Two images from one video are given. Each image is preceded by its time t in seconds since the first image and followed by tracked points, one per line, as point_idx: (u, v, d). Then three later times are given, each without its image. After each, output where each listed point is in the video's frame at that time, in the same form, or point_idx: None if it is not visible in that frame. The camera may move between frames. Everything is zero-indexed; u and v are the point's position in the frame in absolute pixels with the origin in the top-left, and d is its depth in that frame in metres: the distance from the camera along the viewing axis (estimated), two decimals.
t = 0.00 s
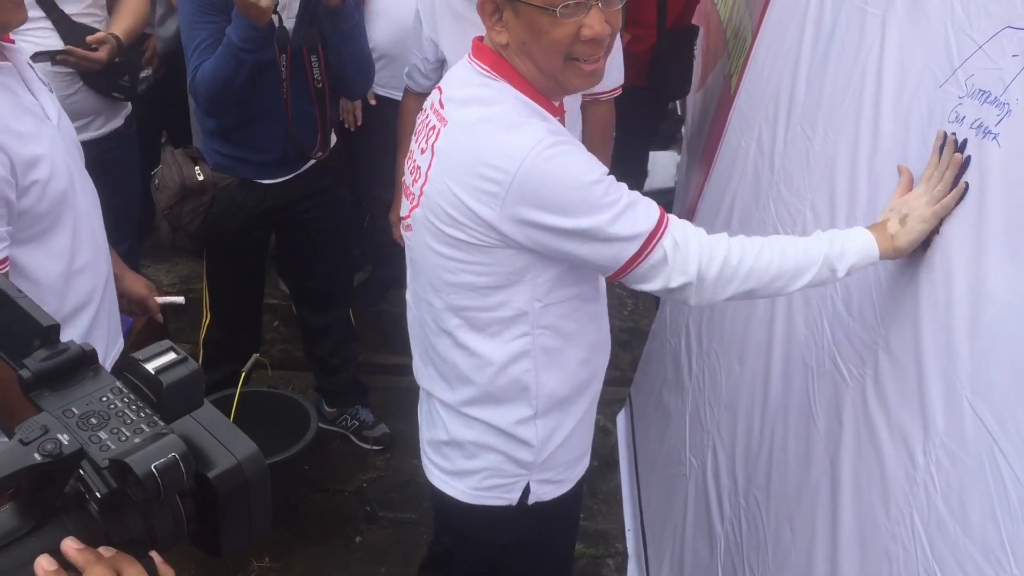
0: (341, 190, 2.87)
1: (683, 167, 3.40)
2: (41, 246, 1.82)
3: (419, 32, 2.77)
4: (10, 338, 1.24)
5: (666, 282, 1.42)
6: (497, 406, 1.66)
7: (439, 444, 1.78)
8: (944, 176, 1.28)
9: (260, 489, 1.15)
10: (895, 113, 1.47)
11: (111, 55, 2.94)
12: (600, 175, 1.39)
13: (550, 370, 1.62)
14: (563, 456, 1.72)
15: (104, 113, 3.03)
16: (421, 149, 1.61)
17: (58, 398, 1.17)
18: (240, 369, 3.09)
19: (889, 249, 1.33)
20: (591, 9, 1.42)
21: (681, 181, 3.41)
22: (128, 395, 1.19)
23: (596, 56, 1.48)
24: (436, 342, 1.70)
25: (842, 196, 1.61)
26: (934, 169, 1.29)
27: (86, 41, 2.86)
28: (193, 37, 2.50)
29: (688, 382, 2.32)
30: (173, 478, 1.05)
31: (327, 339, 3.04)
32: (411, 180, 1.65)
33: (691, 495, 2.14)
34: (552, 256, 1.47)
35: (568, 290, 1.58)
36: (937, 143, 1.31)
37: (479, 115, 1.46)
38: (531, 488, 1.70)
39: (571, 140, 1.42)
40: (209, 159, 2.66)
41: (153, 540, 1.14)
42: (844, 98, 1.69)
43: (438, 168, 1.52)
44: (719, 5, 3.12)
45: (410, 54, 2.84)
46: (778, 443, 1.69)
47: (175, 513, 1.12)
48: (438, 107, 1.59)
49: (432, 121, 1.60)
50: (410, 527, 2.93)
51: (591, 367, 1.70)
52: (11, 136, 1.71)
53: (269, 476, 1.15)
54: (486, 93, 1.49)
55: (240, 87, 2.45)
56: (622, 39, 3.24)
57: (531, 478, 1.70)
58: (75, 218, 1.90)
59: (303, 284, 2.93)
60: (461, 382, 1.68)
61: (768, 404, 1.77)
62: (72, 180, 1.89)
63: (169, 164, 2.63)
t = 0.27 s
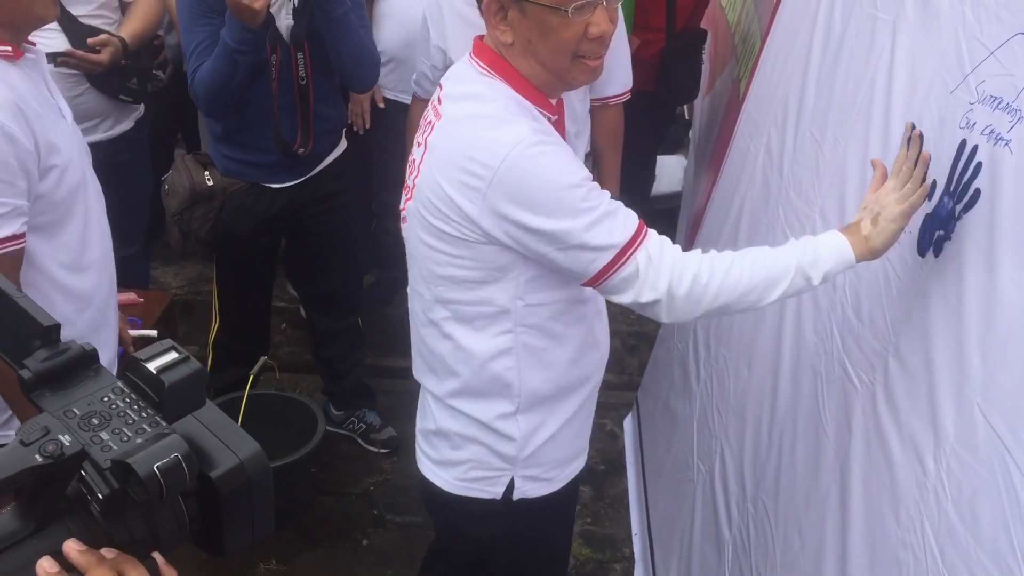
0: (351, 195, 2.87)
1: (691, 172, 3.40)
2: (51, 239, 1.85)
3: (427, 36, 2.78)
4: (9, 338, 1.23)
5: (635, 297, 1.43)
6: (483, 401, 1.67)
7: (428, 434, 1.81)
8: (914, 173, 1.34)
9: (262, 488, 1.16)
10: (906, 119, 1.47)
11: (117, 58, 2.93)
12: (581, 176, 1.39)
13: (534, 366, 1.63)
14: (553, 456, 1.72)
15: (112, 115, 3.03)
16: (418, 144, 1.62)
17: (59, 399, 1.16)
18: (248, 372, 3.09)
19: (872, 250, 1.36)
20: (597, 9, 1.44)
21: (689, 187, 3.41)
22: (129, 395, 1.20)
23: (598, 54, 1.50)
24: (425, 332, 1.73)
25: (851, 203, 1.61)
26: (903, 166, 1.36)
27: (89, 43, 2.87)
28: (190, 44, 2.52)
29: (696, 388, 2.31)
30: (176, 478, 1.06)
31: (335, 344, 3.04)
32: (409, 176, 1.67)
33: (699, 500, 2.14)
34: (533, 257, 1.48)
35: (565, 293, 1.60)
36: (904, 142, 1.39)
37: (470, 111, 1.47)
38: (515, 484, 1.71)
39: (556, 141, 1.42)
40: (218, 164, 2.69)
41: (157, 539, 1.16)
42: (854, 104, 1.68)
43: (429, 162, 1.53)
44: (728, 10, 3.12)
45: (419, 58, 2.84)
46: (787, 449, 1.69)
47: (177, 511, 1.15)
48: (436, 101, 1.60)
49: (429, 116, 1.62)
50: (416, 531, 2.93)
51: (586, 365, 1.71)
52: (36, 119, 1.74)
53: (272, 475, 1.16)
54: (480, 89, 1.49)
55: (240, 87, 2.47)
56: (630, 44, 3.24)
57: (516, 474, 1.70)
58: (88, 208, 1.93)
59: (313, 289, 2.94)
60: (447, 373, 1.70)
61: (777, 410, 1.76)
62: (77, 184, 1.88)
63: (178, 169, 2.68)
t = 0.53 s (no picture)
0: (359, 198, 2.88)
1: (699, 175, 3.40)
2: (66, 228, 1.96)
3: (435, 39, 2.78)
4: (8, 338, 1.25)
5: (552, 328, 1.35)
6: (470, 396, 1.68)
7: (420, 423, 1.82)
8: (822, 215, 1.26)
9: (258, 489, 1.21)
10: (915, 124, 1.47)
11: (127, 59, 2.95)
12: (541, 195, 1.33)
13: (518, 361, 1.62)
14: (540, 455, 1.71)
15: (124, 116, 3.04)
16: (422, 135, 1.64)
17: (53, 400, 1.19)
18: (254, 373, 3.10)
19: (791, 294, 1.27)
20: (611, 9, 1.48)
21: (696, 190, 3.40)
22: (124, 395, 1.22)
23: (607, 54, 1.53)
24: (419, 318, 1.76)
25: (860, 208, 1.61)
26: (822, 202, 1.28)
27: (100, 44, 2.88)
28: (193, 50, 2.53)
29: (702, 393, 2.31)
30: (170, 479, 1.09)
31: (341, 346, 3.05)
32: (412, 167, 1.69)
33: (705, 504, 2.13)
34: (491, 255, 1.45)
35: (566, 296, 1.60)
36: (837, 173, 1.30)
37: (468, 104, 1.48)
38: (499, 479, 1.71)
39: (538, 143, 1.40)
40: (226, 167, 2.69)
41: (152, 540, 1.19)
42: (863, 109, 1.68)
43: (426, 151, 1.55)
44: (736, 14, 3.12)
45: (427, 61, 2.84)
46: (795, 454, 1.68)
47: (172, 513, 1.18)
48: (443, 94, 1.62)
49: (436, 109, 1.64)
50: (422, 533, 2.93)
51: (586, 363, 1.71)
52: (60, 102, 1.86)
53: (267, 476, 1.21)
54: (483, 83, 1.51)
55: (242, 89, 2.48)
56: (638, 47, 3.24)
57: (499, 469, 1.70)
58: (97, 207, 2.04)
59: (320, 291, 2.94)
60: (437, 362, 1.71)
61: (785, 415, 1.76)
62: (81, 185, 1.95)
63: (187, 172, 2.66)
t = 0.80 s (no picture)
0: (363, 201, 2.89)
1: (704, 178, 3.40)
2: (67, 220, 1.91)
3: (441, 42, 2.78)
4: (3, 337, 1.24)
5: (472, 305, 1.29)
6: (454, 385, 1.65)
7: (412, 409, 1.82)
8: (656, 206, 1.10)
9: (255, 491, 1.17)
10: (923, 127, 1.47)
11: (137, 59, 2.96)
12: (487, 171, 1.32)
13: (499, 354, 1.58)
14: (519, 454, 1.67)
15: (131, 117, 3.05)
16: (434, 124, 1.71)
17: (50, 401, 1.18)
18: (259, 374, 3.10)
19: (652, 292, 1.09)
20: (603, 12, 1.48)
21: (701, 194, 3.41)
22: (122, 397, 1.21)
23: (605, 59, 1.53)
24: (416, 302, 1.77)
25: (866, 212, 1.61)
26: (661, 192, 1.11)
27: (111, 44, 2.90)
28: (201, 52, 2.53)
29: (707, 396, 2.31)
30: (167, 480, 1.07)
31: (346, 348, 3.05)
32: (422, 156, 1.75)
33: (710, 506, 2.14)
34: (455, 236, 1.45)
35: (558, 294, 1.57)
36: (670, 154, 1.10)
37: (467, 92, 1.53)
38: (476, 473, 1.67)
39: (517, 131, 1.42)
40: (231, 169, 2.69)
41: (151, 544, 1.16)
42: (869, 112, 1.68)
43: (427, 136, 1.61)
44: (742, 17, 3.12)
45: (432, 64, 2.85)
46: (801, 457, 1.68)
47: (170, 516, 1.15)
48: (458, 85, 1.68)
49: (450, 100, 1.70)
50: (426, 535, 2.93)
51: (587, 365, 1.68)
52: (56, 99, 1.82)
53: (265, 477, 1.17)
54: (485, 74, 1.56)
55: (248, 91, 2.49)
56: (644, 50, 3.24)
57: (477, 462, 1.66)
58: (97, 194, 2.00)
59: (325, 293, 2.95)
60: (427, 347, 1.71)
61: (790, 418, 1.76)
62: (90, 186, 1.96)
63: (192, 176, 2.67)
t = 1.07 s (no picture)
0: (368, 203, 2.89)
1: (709, 179, 3.40)
2: (62, 221, 1.85)
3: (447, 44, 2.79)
4: None
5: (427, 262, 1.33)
6: (437, 373, 1.59)
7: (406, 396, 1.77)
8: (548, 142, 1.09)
9: (243, 482, 1.13)
10: (929, 130, 1.47)
11: (146, 60, 2.98)
12: (455, 145, 1.36)
13: (476, 344, 1.51)
14: (500, 451, 1.59)
15: (139, 117, 3.06)
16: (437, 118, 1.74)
17: (37, 394, 1.15)
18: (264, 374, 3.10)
19: (542, 228, 1.07)
20: (599, 12, 1.50)
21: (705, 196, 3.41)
22: (110, 390, 1.19)
23: (601, 60, 1.54)
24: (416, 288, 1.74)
25: (872, 215, 1.61)
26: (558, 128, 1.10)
27: (121, 44, 2.92)
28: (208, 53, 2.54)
29: (712, 398, 2.31)
30: (155, 472, 1.03)
31: (351, 349, 3.06)
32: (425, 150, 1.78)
33: (715, 508, 2.13)
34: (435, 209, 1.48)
35: (546, 291, 1.50)
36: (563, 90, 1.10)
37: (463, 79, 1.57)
38: (454, 464, 1.60)
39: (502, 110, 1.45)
40: (236, 170, 2.70)
41: (139, 535, 1.13)
42: (875, 114, 1.68)
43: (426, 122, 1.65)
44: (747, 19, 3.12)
45: (438, 65, 2.85)
46: (806, 459, 1.68)
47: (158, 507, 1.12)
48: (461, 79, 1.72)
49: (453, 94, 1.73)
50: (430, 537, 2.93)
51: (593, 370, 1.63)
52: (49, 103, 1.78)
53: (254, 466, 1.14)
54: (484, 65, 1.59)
55: (253, 92, 2.49)
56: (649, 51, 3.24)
57: (456, 454, 1.60)
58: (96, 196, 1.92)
59: (331, 295, 2.95)
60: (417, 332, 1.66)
61: (795, 421, 1.76)
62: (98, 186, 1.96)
63: (197, 177, 2.68)
